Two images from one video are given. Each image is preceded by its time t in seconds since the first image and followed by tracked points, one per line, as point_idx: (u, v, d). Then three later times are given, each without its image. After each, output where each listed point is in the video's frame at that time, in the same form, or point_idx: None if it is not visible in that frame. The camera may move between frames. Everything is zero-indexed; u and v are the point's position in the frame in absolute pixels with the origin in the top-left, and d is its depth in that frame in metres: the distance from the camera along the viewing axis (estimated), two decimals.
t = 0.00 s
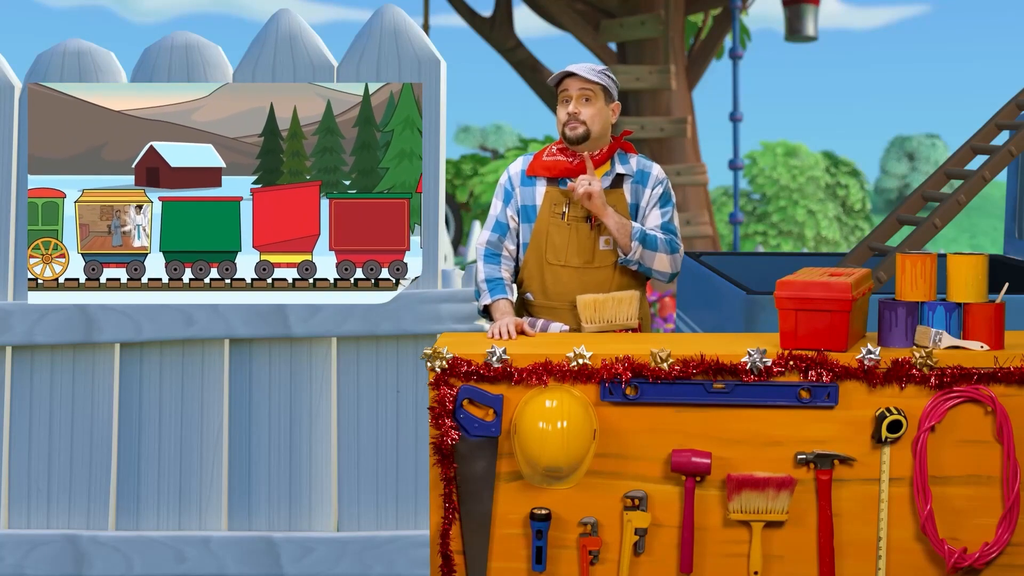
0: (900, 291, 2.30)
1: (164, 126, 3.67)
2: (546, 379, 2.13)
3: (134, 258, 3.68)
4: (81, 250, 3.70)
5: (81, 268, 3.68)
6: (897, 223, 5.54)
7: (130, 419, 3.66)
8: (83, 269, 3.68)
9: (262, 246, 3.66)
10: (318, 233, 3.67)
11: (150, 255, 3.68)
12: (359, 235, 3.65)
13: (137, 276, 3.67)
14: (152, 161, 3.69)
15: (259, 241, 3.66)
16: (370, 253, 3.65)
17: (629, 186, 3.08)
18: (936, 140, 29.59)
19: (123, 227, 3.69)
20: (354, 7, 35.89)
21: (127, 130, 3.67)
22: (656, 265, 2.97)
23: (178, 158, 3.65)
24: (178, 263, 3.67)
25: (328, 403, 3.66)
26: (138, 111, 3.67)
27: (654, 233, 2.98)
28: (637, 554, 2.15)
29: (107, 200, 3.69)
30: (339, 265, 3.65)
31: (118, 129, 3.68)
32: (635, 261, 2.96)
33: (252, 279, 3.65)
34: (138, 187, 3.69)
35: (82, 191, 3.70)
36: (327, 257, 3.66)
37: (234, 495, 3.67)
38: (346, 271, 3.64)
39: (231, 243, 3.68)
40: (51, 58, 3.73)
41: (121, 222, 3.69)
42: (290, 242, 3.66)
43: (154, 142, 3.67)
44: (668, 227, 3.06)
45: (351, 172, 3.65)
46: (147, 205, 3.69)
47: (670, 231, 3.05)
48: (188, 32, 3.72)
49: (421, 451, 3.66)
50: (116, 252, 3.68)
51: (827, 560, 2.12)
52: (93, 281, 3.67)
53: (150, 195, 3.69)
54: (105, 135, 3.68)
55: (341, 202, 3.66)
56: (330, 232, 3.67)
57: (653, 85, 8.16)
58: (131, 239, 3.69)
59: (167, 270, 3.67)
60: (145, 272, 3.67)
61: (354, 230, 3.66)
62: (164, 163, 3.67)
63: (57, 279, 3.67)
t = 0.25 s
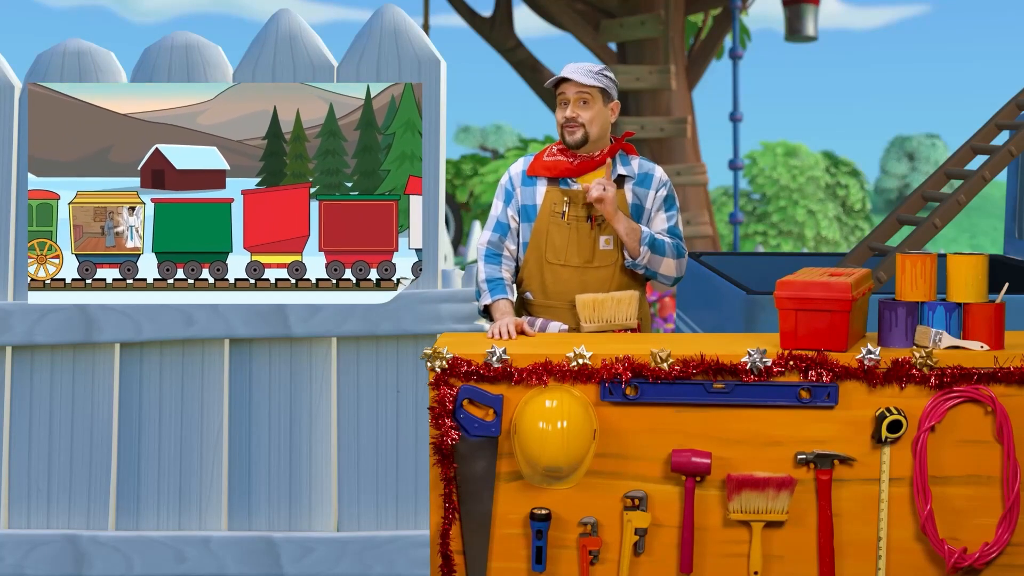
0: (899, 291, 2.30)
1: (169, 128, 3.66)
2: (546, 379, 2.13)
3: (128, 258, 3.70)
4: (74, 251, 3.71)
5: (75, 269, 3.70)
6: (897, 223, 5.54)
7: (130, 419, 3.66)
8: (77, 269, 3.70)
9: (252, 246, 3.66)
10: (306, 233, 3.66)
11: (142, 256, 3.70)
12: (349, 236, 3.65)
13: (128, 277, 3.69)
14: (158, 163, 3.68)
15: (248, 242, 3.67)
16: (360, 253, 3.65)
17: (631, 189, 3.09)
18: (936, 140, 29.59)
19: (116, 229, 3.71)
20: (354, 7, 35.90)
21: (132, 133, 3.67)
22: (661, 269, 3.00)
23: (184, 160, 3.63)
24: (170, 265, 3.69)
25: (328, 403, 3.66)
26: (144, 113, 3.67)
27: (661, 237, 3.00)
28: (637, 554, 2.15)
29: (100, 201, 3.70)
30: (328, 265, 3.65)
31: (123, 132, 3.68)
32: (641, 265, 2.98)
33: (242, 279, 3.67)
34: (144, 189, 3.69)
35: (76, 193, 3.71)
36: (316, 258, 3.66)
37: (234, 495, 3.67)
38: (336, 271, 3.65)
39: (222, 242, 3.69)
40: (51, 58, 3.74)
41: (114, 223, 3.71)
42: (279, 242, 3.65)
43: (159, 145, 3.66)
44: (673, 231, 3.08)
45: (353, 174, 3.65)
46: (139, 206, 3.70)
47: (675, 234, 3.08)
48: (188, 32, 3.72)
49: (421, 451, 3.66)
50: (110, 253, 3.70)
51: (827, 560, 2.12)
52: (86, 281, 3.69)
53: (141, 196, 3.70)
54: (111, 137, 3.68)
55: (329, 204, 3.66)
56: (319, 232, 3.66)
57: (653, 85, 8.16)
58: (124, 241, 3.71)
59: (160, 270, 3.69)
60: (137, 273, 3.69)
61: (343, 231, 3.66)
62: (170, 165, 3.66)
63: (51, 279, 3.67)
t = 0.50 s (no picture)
0: (899, 291, 2.30)
1: (176, 132, 3.68)
2: (546, 379, 2.13)
3: (121, 258, 3.71)
4: (68, 252, 3.72)
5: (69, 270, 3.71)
6: (897, 223, 5.54)
7: (130, 419, 3.66)
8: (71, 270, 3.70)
9: (245, 248, 3.67)
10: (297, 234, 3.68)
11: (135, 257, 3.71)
12: (338, 236, 3.67)
13: (121, 278, 3.70)
14: (163, 165, 3.69)
15: (240, 243, 3.67)
16: (349, 253, 3.67)
17: (632, 189, 3.08)
18: (936, 140, 29.60)
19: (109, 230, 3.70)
20: (354, 7, 35.90)
21: (138, 136, 3.69)
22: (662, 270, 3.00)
23: (189, 163, 3.67)
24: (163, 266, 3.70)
25: (328, 403, 3.66)
26: (149, 117, 3.69)
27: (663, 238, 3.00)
28: (637, 554, 2.15)
29: (93, 203, 3.71)
30: (318, 266, 3.67)
31: (130, 135, 3.69)
32: (644, 266, 2.99)
33: (233, 279, 3.67)
34: (148, 191, 3.71)
35: (70, 194, 3.72)
36: (306, 258, 3.68)
37: (234, 495, 3.67)
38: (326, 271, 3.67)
39: (214, 244, 3.69)
40: (51, 57, 3.74)
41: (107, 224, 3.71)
42: (270, 243, 3.67)
43: (164, 147, 3.68)
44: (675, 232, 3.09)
45: (355, 176, 3.66)
46: (132, 207, 3.72)
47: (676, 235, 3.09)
48: (187, 32, 3.72)
49: (421, 451, 3.66)
50: (103, 254, 3.70)
51: (827, 560, 2.12)
52: (79, 282, 3.69)
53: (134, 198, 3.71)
54: (116, 141, 3.69)
55: (319, 205, 3.69)
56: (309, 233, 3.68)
57: (653, 85, 8.16)
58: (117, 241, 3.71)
59: (152, 270, 3.70)
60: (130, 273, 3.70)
61: (333, 232, 3.68)
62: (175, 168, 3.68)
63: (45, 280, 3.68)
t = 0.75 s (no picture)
0: (899, 290, 2.30)
1: (182, 134, 3.69)
2: (546, 379, 2.13)
3: (113, 258, 3.73)
4: (62, 253, 3.73)
5: (63, 270, 3.72)
6: (897, 223, 5.54)
7: (130, 419, 3.66)
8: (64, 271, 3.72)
9: (235, 248, 3.68)
10: (286, 236, 3.69)
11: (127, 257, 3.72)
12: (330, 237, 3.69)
13: (115, 278, 3.72)
14: (169, 168, 3.71)
15: (232, 244, 3.69)
16: (338, 255, 3.68)
17: (631, 189, 3.08)
18: (936, 140, 29.61)
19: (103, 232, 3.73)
20: (354, 7, 35.90)
21: (143, 139, 3.71)
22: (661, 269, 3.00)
23: (193, 165, 3.69)
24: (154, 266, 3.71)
25: (328, 403, 3.66)
26: (157, 120, 3.70)
27: (662, 238, 3.00)
28: (637, 554, 2.15)
29: (86, 204, 3.73)
30: (308, 266, 3.69)
31: (136, 137, 3.71)
32: (643, 266, 2.98)
33: (224, 279, 3.69)
34: (150, 193, 3.72)
35: (64, 196, 3.74)
36: (296, 259, 3.69)
37: (234, 495, 3.67)
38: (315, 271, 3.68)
39: (205, 245, 3.71)
40: (51, 57, 3.74)
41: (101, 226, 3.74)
42: (262, 243, 3.68)
43: (169, 150, 3.69)
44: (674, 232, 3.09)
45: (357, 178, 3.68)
46: (124, 209, 3.74)
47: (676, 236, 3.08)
48: (187, 32, 3.72)
49: (421, 451, 3.66)
50: (95, 254, 3.72)
51: (827, 560, 2.12)
52: (73, 282, 3.71)
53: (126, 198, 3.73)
54: (122, 142, 3.72)
55: (309, 206, 3.69)
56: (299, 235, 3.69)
57: (653, 85, 8.16)
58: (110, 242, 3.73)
59: (144, 271, 3.71)
60: (122, 273, 3.72)
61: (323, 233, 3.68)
62: (180, 170, 3.70)
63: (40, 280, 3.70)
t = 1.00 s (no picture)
0: (899, 290, 2.30)
1: (186, 137, 3.70)
2: (546, 379, 2.13)
3: (105, 259, 3.74)
4: (55, 253, 3.74)
5: (56, 270, 3.73)
6: (897, 223, 5.54)
7: (130, 419, 3.66)
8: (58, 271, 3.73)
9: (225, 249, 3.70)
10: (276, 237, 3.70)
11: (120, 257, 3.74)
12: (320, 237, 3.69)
13: (108, 278, 3.73)
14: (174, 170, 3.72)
15: (222, 245, 3.71)
16: (327, 255, 3.69)
17: (629, 188, 3.08)
18: (936, 140, 29.62)
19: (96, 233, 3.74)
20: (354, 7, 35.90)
21: (148, 141, 3.71)
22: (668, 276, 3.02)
23: (199, 167, 3.70)
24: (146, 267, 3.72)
25: (328, 403, 3.66)
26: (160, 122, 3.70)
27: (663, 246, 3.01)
28: (637, 554, 2.15)
29: (79, 205, 3.74)
30: (298, 267, 3.69)
31: (141, 140, 3.72)
32: (652, 279, 3.01)
33: (214, 279, 3.71)
34: (157, 195, 3.74)
35: (58, 197, 3.74)
36: (285, 259, 3.70)
37: (234, 495, 3.67)
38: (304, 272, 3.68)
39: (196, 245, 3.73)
40: (51, 56, 3.74)
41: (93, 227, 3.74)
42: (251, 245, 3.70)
43: (175, 152, 3.70)
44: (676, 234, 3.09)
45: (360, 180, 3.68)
46: (117, 210, 3.75)
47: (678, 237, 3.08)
48: (187, 31, 3.71)
49: (421, 451, 3.66)
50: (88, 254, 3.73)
51: (827, 560, 2.12)
52: (66, 282, 3.72)
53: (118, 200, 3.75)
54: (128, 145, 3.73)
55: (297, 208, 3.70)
56: (288, 235, 3.70)
57: (653, 85, 8.16)
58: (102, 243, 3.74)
59: (136, 271, 3.73)
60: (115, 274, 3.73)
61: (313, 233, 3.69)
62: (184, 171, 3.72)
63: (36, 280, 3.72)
